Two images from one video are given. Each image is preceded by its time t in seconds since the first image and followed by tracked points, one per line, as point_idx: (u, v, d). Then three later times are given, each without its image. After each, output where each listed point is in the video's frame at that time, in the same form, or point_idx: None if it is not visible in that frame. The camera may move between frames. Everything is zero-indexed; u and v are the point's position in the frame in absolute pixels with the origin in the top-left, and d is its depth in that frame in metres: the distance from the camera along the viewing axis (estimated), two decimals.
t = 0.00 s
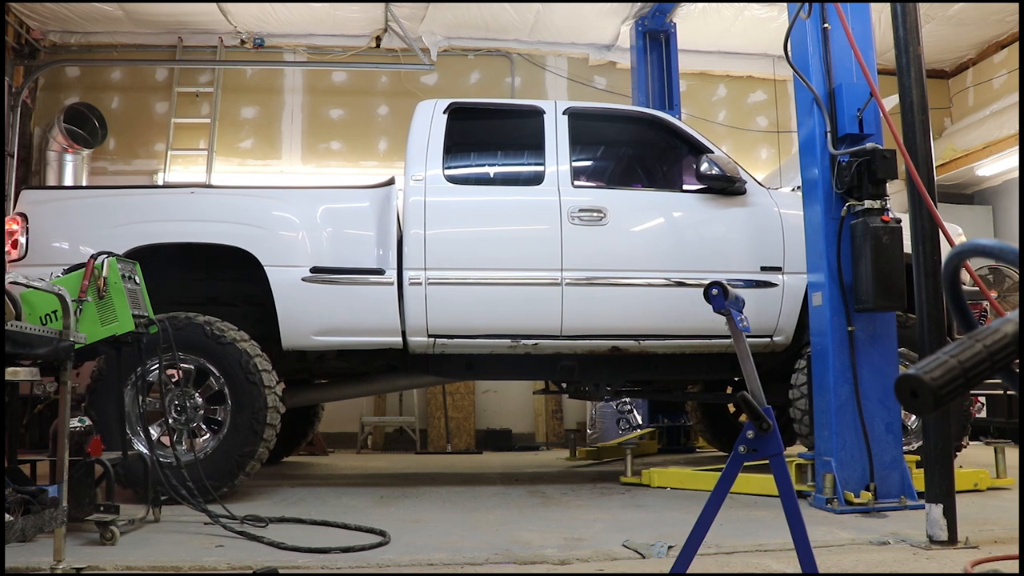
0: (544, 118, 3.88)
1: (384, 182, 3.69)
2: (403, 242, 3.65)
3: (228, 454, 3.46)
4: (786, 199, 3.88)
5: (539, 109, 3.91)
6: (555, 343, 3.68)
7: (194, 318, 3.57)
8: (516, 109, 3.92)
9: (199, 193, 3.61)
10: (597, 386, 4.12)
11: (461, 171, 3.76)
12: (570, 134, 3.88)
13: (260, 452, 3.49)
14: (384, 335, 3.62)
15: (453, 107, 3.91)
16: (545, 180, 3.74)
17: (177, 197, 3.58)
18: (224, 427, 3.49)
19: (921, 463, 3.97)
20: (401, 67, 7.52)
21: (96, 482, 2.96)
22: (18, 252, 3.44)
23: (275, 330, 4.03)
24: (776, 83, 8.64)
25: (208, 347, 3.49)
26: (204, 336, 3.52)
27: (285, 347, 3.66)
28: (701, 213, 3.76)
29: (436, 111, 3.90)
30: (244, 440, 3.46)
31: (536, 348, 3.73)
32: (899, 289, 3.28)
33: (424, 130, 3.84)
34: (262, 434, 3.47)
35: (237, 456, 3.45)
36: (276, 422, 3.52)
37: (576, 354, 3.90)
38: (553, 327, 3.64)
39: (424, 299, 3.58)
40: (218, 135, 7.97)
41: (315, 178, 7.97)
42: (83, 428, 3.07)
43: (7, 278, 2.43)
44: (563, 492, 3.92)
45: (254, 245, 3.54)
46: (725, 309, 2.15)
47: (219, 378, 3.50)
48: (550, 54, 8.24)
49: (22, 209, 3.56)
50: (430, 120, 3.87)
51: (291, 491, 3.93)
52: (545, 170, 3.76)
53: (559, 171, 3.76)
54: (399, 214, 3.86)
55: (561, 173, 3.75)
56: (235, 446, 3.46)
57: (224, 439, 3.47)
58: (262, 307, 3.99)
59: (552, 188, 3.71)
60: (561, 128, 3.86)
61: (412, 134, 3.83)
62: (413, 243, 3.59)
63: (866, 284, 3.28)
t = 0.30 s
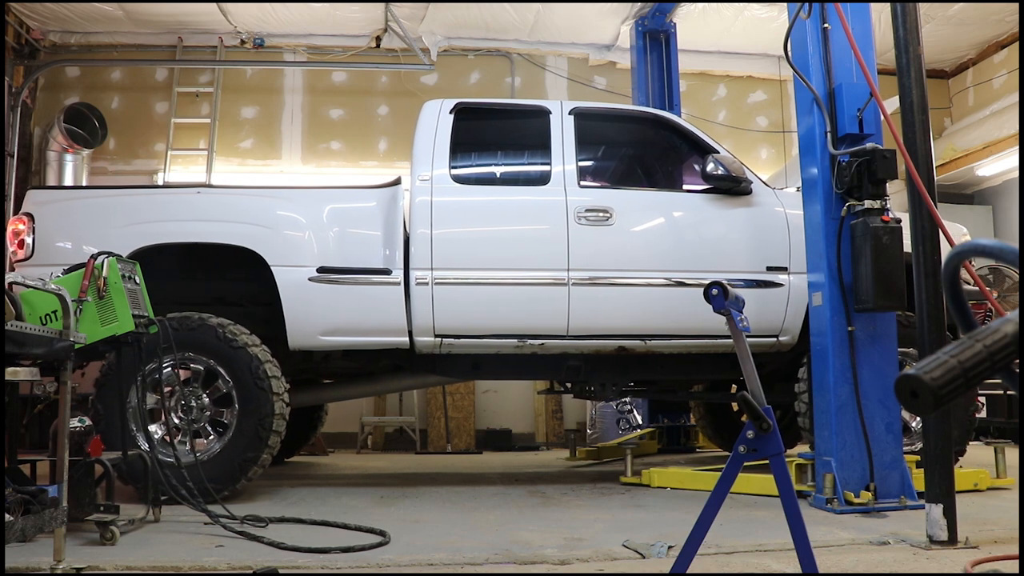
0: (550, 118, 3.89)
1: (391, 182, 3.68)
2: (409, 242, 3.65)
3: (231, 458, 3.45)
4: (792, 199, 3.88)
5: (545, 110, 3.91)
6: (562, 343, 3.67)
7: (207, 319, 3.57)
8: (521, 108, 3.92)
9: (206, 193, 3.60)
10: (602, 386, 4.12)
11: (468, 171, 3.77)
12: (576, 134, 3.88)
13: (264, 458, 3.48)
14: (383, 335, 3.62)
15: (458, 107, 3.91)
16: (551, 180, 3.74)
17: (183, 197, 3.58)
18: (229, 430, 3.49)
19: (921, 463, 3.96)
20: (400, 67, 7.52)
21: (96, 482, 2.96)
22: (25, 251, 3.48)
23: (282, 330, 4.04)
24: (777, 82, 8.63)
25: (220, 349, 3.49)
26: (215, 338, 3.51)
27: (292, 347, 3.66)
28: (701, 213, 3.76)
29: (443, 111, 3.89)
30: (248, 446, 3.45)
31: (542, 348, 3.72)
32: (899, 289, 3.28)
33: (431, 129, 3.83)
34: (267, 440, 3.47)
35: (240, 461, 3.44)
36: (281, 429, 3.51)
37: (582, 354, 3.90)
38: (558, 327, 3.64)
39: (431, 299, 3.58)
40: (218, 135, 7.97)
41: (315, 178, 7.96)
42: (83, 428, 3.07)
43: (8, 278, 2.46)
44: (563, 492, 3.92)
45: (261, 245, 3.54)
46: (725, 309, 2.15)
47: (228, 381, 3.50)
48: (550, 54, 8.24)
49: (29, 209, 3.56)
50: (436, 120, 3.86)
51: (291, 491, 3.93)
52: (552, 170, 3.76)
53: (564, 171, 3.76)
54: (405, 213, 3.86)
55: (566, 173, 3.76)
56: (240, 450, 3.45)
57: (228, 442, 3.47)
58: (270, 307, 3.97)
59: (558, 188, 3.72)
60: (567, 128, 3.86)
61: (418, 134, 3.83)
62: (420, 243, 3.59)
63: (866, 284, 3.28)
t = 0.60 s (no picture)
0: (558, 118, 3.89)
1: (400, 182, 3.68)
2: (418, 242, 3.65)
3: (236, 464, 3.44)
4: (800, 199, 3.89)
5: (553, 109, 3.91)
6: (570, 343, 3.67)
7: (225, 322, 3.56)
8: (529, 108, 3.91)
9: (214, 192, 3.60)
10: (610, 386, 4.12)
11: (478, 171, 3.76)
12: (584, 135, 3.88)
13: (268, 466, 3.47)
14: (383, 335, 3.61)
15: (467, 107, 3.91)
16: (560, 180, 3.74)
17: (192, 197, 3.58)
18: (237, 434, 3.48)
19: (921, 464, 3.96)
20: (400, 67, 7.52)
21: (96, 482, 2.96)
22: (34, 252, 3.48)
23: (290, 330, 4.06)
24: (777, 82, 8.63)
25: (235, 353, 3.49)
26: (232, 342, 3.51)
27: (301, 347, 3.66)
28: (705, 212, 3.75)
29: (451, 111, 3.88)
30: (255, 452, 3.45)
31: (551, 348, 3.72)
32: (899, 289, 3.28)
33: (439, 130, 3.83)
34: (273, 448, 3.46)
35: (244, 467, 3.44)
36: (288, 438, 3.50)
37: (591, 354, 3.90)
38: (567, 327, 3.64)
39: (440, 298, 3.59)
40: (218, 135, 7.97)
41: (314, 177, 7.96)
42: (82, 428, 3.07)
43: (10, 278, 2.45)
44: (563, 492, 3.92)
45: (271, 245, 3.54)
46: (725, 309, 2.15)
47: (240, 385, 3.50)
48: (551, 54, 8.24)
49: (37, 209, 3.56)
50: (445, 120, 3.85)
51: (292, 491, 3.93)
52: (560, 170, 3.76)
53: (573, 171, 3.76)
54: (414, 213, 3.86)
55: (575, 173, 3.75)
56: (245, 456, 3.45)
57: (235, 447, 3.46)
58: (278, 308, 3.97)
59: (566, 188, 3.71)
60: (575, 128, 3.86)
61: (427, 134, 3.83)
62: (429, 243, 3.60)
63: (866, 284, 3.28)
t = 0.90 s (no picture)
0: (569, 118, 3.89)
1: (411, 182, 3.67)
2: (430, 242, 3.65)
3: (240, 469, 3.43)
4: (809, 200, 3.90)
5: (564, 109, 3.92)
6: (582, 343, 3.67)
7: (248, 327, 3.54)
8: (540, 109, 3.92)
9: (225, 193, 3.60)
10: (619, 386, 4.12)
11: (489, 171, 3.76)
12: (595, 135, 3.89)
13: (272, 475, 3.46)
14: (382, 335, 3.61)
15: (478, 107, 3.92)
16: (571, 181, 3.73)
17: (203, 197, 3.58)
18: (245, 439, 3.47)
19: (921, 464, 3.96)
20: (400, 67, 7.52)
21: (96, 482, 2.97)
22: (44, 251, 3.48)
23: (300, 330, 4.04)
24: (777, 82, 8.63)
25: (253, 359, 3.48)
26: (252, 348, 3.49)
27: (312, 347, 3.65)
28: (708, 210, 3.75)
29: (462, 111, 3.89)
30: (260, 460, 3.44)
31: (563, 348, 3.71)
32: (899, 289, 3.28)
33: (451, 130, 3.83)
34: (279, 458, 3.45)
35: (248, 474, 3.42)
36: (296, 450, 3.49)
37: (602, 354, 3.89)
38: (579, 327, 3.64)
39: (452, 299, 3.58)
40: (218, 135, 7.97)
41: (314, 177, 7.96)
42: (82, 428, 3.06)
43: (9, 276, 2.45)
44: (563, 492, 3.92)
45: (283, 245, 3.54)
46: (725, 309, 2.15)
47: (255, 391, 3.49)
48: (550, 54, 8.24)
49: (47, 209, 3.57)
50: (456, 120, 3.87)
51: (292, 491, 3.93)
52: (571, 170, 3.76)
53: (584, 171, 3.76)
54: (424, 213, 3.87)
55: (586, 173, 3.76)
56: (251, 463, 3.44)
57: (242, 452, 3.45)
58: (288, 308, 3.96)
59: (577, 188, 3.72)
60: (586, 128, 3.86)
61: (438, 134, 3.83)
62: (441, 243, 3.59)
63: (866, 284, 3.28)
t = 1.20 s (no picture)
0: (580, 118, 3.88)
1: (423, 183, 3.68)
2: (442, 242, 3.65)
3: (244, 474, 3.42)
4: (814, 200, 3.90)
5: (575, 110, 3.91)
6: (594, 343, 3.66)
7: (271, 334, 3.52)
8: (553, 109, 3.92)
9: (237, 192, 3.60)
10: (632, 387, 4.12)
11: (501, 171, 3.76)
12: (606, 135, 3.89)
13: (274, 484, 3.45)
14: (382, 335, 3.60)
15: (489, 108, 3.91)
16: (582, 182, 3.74)
17: (216, 197, 3.58)
18: (254, 444, 3.45)
19: (921, 464, 3.96)
20: (400, 67, 7.52)
21: (96, 482, 2.97)
22: (56, 251, 3.50)
23: (310, 330, 4.05)
24: (777, 82, 8.62)
25: (273, 367, 3.47)
26: (273, 355, 3.48)
27: (325, 347, 3.63)
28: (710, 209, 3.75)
29: (474, 111, 3.90)
30: (265, 468, 3.42)
31: (576, 348, 3.70)
32: (899, 289, 3.28)
33: (462, 130, 3.84)
34: (285, 469, 3.44)
35: (251, 480, 3.41)
36: (302, 462, 3.47)
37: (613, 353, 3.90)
38: (592, 327, 3.64)
39: (464, 298, 3.59)
40: (218, 135, 7.97)
41: (314, 177, 7.95)
42: (82, 428, 3.04)
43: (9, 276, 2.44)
44: (563, 492, 3.92)
45: (296, 245, 3.55)
46: (725, 309, 2.15)
47: (269, 398, 3.47)
48: (551, 54, 8.24)
49: (59, 208, 3.56)
50: (467, 120, 3.87)
51: (292, 491, 3.93)
52: (583, 170, 3.76)
53: (596, 171, 3.76)
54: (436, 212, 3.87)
55: (598, 172, 3.76)
56: (256, 469, 3.42)
57: (248, 457, 3.43)
58: (300, 308, 3.96)
59: (589, 189, 3.72)
60: (598, 129, 3.86)
61: (451, 134, 3.83)
62: (453, 242, 3.60)
63: (866, 284, 3.28)
